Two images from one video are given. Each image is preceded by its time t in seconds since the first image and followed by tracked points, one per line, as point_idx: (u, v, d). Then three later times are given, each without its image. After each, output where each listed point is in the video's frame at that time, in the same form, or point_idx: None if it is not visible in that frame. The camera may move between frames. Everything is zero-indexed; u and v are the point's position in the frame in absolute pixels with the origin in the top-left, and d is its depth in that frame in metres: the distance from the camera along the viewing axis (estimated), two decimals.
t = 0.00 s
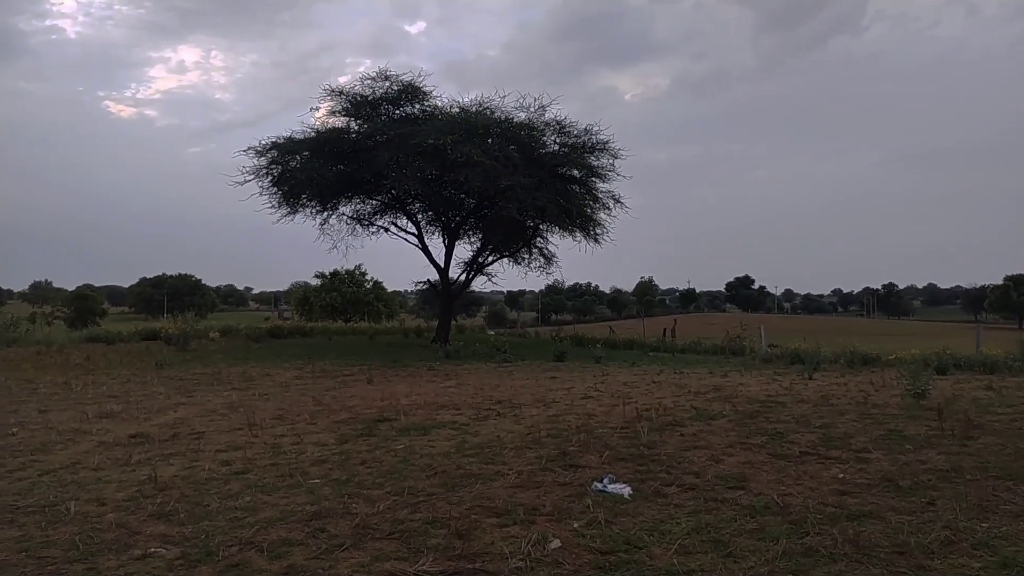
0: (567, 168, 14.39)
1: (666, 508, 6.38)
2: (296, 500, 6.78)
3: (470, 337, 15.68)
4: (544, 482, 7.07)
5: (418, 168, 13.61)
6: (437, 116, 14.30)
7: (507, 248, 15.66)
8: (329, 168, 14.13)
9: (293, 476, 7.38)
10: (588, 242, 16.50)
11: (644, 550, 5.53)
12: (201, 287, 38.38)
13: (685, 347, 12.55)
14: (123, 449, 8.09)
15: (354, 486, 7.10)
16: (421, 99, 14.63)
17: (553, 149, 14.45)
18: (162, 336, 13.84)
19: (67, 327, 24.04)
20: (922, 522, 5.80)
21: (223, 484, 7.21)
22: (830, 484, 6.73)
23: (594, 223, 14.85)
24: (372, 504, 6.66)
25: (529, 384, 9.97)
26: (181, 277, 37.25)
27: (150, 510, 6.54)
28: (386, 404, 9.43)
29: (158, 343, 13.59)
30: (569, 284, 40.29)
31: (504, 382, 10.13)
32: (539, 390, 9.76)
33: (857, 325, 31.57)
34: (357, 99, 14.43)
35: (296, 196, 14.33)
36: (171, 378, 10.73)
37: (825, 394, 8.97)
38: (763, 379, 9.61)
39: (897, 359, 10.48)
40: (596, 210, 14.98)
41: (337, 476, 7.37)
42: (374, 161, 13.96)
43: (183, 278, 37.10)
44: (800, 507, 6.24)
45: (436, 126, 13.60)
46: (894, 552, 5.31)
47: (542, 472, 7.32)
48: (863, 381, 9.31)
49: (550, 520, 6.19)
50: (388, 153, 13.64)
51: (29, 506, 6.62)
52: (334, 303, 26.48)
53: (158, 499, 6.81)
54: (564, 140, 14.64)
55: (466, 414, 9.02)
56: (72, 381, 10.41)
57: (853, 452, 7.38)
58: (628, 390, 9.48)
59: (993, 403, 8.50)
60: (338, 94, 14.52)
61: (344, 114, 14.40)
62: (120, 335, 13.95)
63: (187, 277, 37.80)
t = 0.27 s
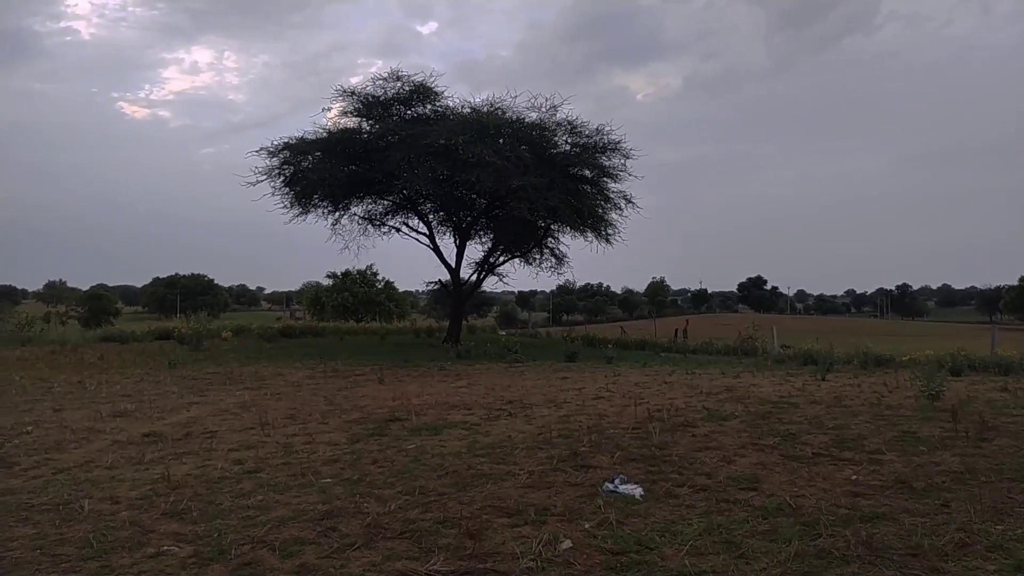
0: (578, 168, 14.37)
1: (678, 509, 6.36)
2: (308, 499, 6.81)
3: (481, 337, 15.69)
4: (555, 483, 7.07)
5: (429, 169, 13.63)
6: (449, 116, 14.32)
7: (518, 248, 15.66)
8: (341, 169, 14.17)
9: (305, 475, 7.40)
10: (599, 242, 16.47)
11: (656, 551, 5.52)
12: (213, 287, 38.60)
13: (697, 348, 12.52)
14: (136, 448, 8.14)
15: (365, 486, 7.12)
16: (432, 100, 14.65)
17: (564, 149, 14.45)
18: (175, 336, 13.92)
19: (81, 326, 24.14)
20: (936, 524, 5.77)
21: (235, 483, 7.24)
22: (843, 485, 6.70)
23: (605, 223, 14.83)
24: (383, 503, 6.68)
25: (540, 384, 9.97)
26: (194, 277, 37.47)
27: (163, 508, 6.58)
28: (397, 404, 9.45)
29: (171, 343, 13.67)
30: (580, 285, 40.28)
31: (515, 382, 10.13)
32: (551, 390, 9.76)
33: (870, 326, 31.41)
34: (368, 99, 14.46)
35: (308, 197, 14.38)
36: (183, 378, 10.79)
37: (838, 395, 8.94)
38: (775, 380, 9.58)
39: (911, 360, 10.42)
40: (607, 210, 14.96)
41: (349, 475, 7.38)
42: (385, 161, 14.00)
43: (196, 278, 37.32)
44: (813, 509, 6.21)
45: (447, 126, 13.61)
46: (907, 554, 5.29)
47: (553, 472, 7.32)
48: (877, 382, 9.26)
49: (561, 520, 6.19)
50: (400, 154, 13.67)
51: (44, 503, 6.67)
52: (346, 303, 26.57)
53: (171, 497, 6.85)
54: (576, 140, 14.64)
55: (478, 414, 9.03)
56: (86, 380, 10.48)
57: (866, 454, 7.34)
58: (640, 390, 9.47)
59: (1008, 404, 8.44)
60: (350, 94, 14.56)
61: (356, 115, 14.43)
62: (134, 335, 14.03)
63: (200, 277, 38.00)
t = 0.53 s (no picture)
0: (594, 167, 14.34)
1: (696, 510, 6.34)
2: (327, 499, 6.84)
3: (497, 338, 15.70)
4: (572, 483, 7.06)
5: (444, 169, 13.65)
6: (464, 117, 14.33)
7: (534, 248, 15.65)
8: (357, 170, 14.23)
9: (323, 475, 7.44)
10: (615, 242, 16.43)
11: (674, 551, 5.51)
12: (231, 288, 38.90)
13: (715, 347, 12.46)
14: (156, 448, 8.22)
15: (383, 486, 7.14)
16: (448, 100, 14.66)
17: (580, 148, 14.43)
18: (193, 337, 14.03)
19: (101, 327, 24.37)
20: (958, 525, 5.71)
21: (253, 482, 7.29)
22: (863, 485, 6.65)
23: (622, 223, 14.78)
24: (401, 503, 6.70)
25: (556, 384, 9.97)
26: (211, 278, 37.78)
27: (183, 508, 6.64)
28: (414, 404, 9.48)
29: (189, 344, 13.78)
30: (596, 284, 40.23)
31: (532, 382, 10.13)
32: (567, 390, 9.76)
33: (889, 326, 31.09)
34: (384, 100, 14.50)
35: (325, 198, 14.45)
36: (202, 378, 10.88)
37: (858, 395, 8.87)
38: (793, 380, 9.52)
39: (932, 359, 10.32)
40: (623, 209, 14.91)
41: (366, 475, 7.41)
42: (401, 162, 14.03)
43: (213, 279, 37.63)
44: (832, 509, 6.17)
45: (463, 126, 13.62)
46: (928, 555, 5.24)
47: (570, 472, 7.31)
48: (897, 382, 9.19)
49: (579, 521, 6.18)
50: (415, 155, 13.70)
51: (66, 503, 6.75)
52: (362, 304, 26.68)
53: (190, 497, 6.91)
54: (591, 140, 14.61)
55: (494, 414, 9.04)
56: (107, 381, 10.60)
57: (887, 454, 7.28)
58: (657, 390, 9.44)
59: None
60: (366, 96, 14.60)
61: (372, 116, 14.48)
62: (153, 336, 14.16)
63: (217, 278, 38.28)
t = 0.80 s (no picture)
0: (606, 167, 14.30)
1: (710, 510, 6.32)
2: (340, 499, 6.87)
3: (510, 338, 15.71)
4: (585, 483, 7.06)
5: (456, 170, 13.67)
6: (476, 117, 14.33)
7: (546, 248, 15.64)
8: (369, 171, 14.27)
9: (336, 476, 7.46)
10: (627, 241, 16.39)
11: (688, 552, 5.49)
12: (244, 290, 39.11)
13: (728, 347, 12.41)
14: (172, 449, 8.27)
15: (396, 486, 7.16)
16: (459, 101, 14.66)
17: (592, 148, 14.41)
18: (208, 338, 14.12)
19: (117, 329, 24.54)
20: (975, 525, 5.67)
21: (267, 482, 7.32)
22: (879, 485, 6.61)
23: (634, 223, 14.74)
24: (414, 503, 6.72)
25: (569, 385, 9.96)
26: (226, 280, 38.01)
27: (198, 508, 6.68)
28: (426, 405, 9.50)
29: (204, 345, 13.86)
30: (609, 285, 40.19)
31: (544, 383, 10.13)
32: (580, 390, 9.75)
33: (905, 324, 30.82)
34: (396, 101, 14.52)
35: (337, 199, 14.50)
36: (216, 379, 10.95)
37: (873, 394, 8.82)
38: (808, 379, 9.47)
39: (948, 358, 10.24)
40: (636, 209, 14.88)
41: (380, 476, 7.44)
42: (413, 163, 14.06)
43: (228, 280, 37.87)
44: (848, 509, 6.14)
45: (475, 126, 13.63)
46: (945, 556, 5.21)
47: (583, 473, 7.31)
48: (913, 381, 9.12)
49: (592, 521, 6.18)
50: (427, 156, 13.72)
51: (83, 503, 6.80)
52: (375, 304, 26.76)
53: (206, 497, 6.95)
54: (603, 139, 14.59)
55: (507, 414, 9.04)
56: (122, 382, 10.68)
57: (903, 454, 7.24)
58: (670, 390, 9.42)
59: None
60: (378, 97, 14.63)
61: (384, 117, 14.51)
62: (168, 337, 14.25)
63: (230, 279, 38.50)
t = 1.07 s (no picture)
0: (628, 167, 14.26)
1: (731, 511, 6.30)
2: (362, 497, 6.92)
3: (531, 338, 15.71)
4: (605, 483, 7.06)
5: (478, 169, 13.68)
6: (498, 117, 14.35)
7: (568, 249, 15.61)
8: (391, 171, 14.33)
9: (357, 473, 7.52)
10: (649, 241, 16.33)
11: (710, 553, 5.48)
12: (265, 288, 39.45)
13: (750, 348, 12.35)
14: (196, 446, 8.37)
15: (417, 484, 7.21)
16: (481, 101, 14.68)
17: (614, 148, 14.39)
18: (231, 336, 14.25)
19: (142, 327, 24.82)
20: (1000, 529, 5.62)
21: (289, 480, 7.39)
22: (903, 488, 6.56)
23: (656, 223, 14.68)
24: (435, 501, 6.75)
25: (590, 385, 9.96)
26: (248, 278, 38.38)
27: (222, 504, 6.76)
28: (448, 404, 9.54)
29: (227, 343, 14.00)
30: (630, 285, 40.17)
31: (565, 383, 10.14)
32: (601, 391, 9.75)
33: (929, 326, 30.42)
34: (418, 101, 14.57)
35: (359, 199, 14.59)
36: (240, 377, 11.06)
37: (898, 396, 8.74)
38: (831, 381, 9.41)
39: (975, 361, 10.12)
40: (658, 209, 14.82)
41: (401, 474, 7.48)
42: (434, 163, 14.11)
43: (250, 279, 38.23)
44: (871, 512, 6.10)
45: (496, 126, 13.65)
46: (970, 560, 5.16)
47: (603, 473, 7.31)
48: (939, 384, 9.03)
49: (612, 521, 6.18)
50: (449, 156, 13.76)
51: (109, 498, 6.91)
52: (396, 304, 26.89)
53: (229, 493, 7.03)
54: (625, 139, 14.55)
55: (528, 414, 9.06)
56: (148, 380, 10.82)
57: (927, 457, 7.17)
58: (692, 391, 9.40)
59: None
60: (400, 97, 14.69)
61: (406, 117, 14.56)
62: (192, 335, 14.41)
63: (252, 277, 38.84)
